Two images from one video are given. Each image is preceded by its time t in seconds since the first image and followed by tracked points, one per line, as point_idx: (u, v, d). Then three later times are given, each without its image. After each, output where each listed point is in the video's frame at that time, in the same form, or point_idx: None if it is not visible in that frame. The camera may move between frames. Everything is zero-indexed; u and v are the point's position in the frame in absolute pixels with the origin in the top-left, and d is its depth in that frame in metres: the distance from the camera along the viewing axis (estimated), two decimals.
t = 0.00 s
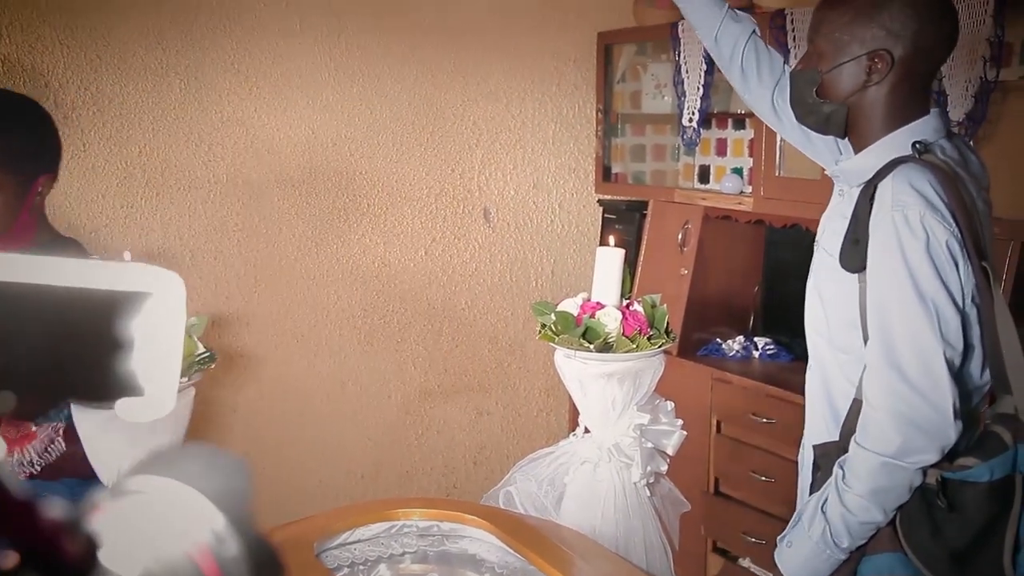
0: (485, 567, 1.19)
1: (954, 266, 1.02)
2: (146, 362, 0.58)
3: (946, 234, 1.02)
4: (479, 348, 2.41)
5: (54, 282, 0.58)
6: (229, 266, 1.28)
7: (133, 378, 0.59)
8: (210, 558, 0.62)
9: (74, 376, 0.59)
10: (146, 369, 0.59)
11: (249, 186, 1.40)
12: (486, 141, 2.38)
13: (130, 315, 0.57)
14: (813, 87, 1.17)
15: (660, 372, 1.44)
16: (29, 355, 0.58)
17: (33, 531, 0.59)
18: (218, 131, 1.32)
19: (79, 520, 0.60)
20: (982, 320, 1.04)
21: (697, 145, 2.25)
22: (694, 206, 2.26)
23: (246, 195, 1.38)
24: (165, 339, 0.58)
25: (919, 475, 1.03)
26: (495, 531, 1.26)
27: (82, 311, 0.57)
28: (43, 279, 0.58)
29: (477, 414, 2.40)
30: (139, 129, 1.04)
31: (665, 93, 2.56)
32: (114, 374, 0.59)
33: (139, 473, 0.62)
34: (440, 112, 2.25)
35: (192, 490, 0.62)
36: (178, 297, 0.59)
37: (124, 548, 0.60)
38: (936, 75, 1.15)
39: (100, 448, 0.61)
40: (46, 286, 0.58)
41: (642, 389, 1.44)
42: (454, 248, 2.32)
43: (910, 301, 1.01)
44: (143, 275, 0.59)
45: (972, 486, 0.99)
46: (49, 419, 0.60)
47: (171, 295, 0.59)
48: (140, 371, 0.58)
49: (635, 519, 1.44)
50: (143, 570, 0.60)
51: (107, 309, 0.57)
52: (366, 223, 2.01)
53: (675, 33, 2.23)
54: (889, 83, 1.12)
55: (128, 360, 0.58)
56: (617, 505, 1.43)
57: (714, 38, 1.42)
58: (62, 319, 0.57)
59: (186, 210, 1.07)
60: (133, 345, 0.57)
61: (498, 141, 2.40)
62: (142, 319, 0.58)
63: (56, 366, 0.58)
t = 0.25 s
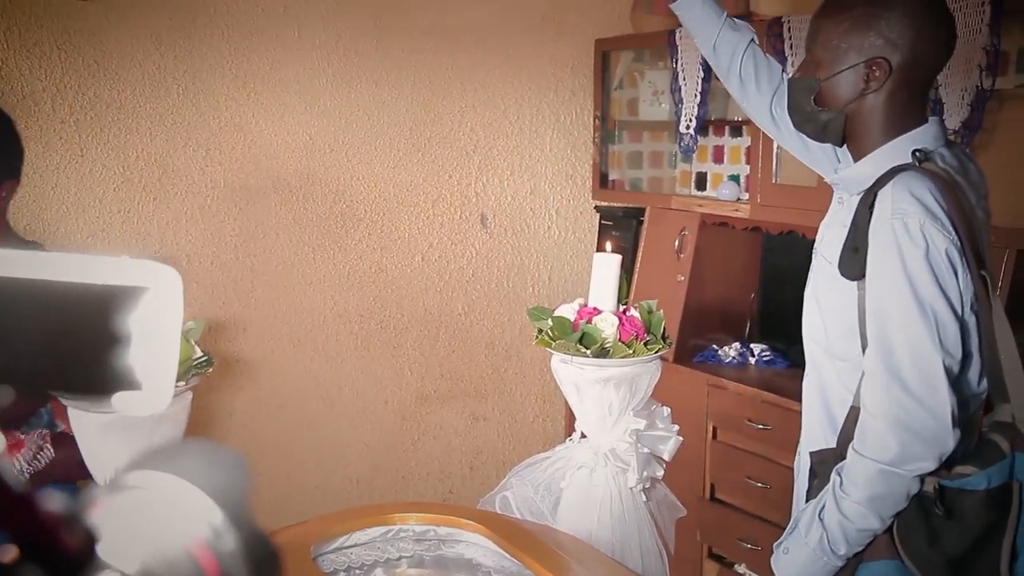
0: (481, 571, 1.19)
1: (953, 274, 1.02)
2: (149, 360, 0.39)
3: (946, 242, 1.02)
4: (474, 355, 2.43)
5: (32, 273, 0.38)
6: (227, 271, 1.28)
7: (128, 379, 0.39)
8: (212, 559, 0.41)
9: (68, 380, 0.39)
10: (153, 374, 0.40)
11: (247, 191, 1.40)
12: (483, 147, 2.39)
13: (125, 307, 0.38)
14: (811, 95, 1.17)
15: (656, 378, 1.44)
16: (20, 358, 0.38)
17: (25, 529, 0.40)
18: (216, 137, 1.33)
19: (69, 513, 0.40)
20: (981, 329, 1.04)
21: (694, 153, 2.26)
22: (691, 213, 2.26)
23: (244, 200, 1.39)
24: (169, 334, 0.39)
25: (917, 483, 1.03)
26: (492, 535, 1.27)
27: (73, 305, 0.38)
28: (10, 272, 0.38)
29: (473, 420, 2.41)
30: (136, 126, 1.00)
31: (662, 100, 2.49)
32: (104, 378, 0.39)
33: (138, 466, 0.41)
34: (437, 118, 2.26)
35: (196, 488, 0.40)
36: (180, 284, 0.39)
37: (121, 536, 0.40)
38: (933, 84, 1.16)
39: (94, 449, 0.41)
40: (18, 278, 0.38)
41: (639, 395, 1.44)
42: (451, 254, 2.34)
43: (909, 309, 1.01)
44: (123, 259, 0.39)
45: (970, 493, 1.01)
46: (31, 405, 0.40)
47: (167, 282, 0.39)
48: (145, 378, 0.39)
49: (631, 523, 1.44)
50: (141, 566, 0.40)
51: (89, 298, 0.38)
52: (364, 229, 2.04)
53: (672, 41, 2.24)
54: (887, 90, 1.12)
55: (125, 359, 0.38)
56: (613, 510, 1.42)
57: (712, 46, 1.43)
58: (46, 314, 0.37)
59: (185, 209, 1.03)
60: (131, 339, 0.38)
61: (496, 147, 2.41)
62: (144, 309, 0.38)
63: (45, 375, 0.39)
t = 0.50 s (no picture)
0: (478, 570, 1.20)
1: (952, 277, 1.02)
2: (149, 353, 0.44)
3: (946, 244, 1.02)
4: (471, 355, 2.37)
5: (37, 266, 0.42)
6: (226, 271, 1.27)
7: (130, 368, 0.44)
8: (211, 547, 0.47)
9: (70, 371, 0.43)
10: (151, 363, 0.44)
11: (246, 191, 1.39)
12: (482, 147, 2.40)
13: (129, 298, 0.42)
14: (814, 98, 1.17)
15: (654, 379, 1.45)
16: (20, 357, 0.42)
17: (31, 520, 0.43)
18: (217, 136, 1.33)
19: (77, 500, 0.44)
20: (980, 331, 1.03)
21: (692, 155, 2.26)
22: (689, 215, 2.27)
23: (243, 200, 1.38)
24: (169, 327, 0.44)
25: (915, 485, 1.03)
26: (489, 535, 1.27)
27: (76, 297, 0.42)
28: (16, 267, 0.42)
29: (470, 421, 2.36)
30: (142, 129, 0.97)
31: (659, 103, 2.79)
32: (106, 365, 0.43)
33: (138, 459, 0.46)
34: (437, 120, 2.22)
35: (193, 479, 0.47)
36: (181, 275, 0.44)
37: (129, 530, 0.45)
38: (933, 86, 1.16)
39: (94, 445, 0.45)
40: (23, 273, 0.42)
41: (636, 396, 1.44)
42: (449, 255, 2.27)
43: (909, 312, 1.01)
44: (122, 255, 0.43)
45: (968, 497, 1.01)
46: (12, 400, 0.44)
47: (166, 273, 0.44)
48: (146, 366, 0.44)
49: (629, 524, 1.44)
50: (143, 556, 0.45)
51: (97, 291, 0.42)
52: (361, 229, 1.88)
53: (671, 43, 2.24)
54: (889, 93, 1.13)
55: (129, 349, 0.43)
56: (610, 511, 1.42)
57: (714, 49, 1.43)
58: (55, 305, 0.42)
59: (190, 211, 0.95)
60: (135, 329, 0.43)
61: (494, 149, 2.44)
62: (147, 301, 0.43)
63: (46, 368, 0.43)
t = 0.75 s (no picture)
0: (477, 571, 1.20)
1: (951, 278, 1.03)
2: (150, 349, 0.44)
3: (944, 246, 1.02)
4: (470, 358, 2.44)
5: (38, 265, 0.43)
6: (224, 273, 1.28)
7: (132, 363, 0.44)
8: (215, 540, 0.44)
9: (69, 370, 0.44)
10: (154, 361, 0.45)
11: (243, 194, 1.40)
12: (480, 151, 2.41)
13: (131, 297, 0.43)
14: (814, 102, 1.18)
15: (651, 380, 1.45)
16: (22, 349, 0.43)
17: (39, 514, 0.41)
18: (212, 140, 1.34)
19: (79, 494, 0.42)
20: (979, 332, 1.03)
21: (688, 157, 2.27)
22: (685, 217, 2.28)
23: (240, 204, 1.39)
24: (170, 328, 0.44)
25: (914, 485, 1.03)
26: (487, 537, 1.27)
27: (80, 297, 0.43)
28: (19, 265, 0.43)
29: (467, 423, 2.37)
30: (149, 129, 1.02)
31: (656, 105, 2.69)
32: (107, 361, 0.44)
33: (140, 454, 0.44)
34: (434, 122, 2.26)
35: (198, 471, 0.44)
36: (180, 275, 0.44)
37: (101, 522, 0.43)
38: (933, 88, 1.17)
39: (92, 449, 0.44)
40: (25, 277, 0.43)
41: (633, 397, 1.45)
42: (448, 258, 2.33)
43: (908, 313, 1.01)
44: (122, 252, 0.44)
45: (967, 497, 1.01)
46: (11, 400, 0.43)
47: (170, 274, 0.44)
48: (148, 362, 0.44)
49: (628, 525, 1.45)
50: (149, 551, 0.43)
51: (102, 288, 0.43)
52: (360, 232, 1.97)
53: (668, 46, 2.25)
54: (889, 95, 1.13)
55: (131, 347, 0.43)
56: (608, 512, 1.44)
57: (714, 50, 1.44)
58: (57, 303, 0.42)
59: (187, 212, 0.93)
60: (137, 329, 0.43)
61: (492, 151, 2.45)
62: (145, 301, 0.43)
63: (52, 365, 0.43)
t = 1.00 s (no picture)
0: (473, 570, 1.20)
1: (948, 278, 1.03)
2: (149, 342, 0.37)
3: (940, 246, 1.03)
4: (467, 359, 2.45)
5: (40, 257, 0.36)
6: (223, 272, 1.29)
7: (129, 358, 0.37)
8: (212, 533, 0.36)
9: (67, 364, 0.36)
10: (149, 349, 0.37)
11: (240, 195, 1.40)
12: (476, 152, 2.42)
13: (129, 288, 0.36)
14: (810, 101, 1.18)
15: (646, 379, 1.45)
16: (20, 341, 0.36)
17: (38, 504, 0.34)
18: (207, 140, 1.35)
19: (78, 483, 0.35)
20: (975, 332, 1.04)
21: (684, 158, 2.28)
22: (682, 218, 2.28)
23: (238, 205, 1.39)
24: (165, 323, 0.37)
25: (910, 485, 1.03)
26: (482, 535, 1.28)
27: (77, 290, 0.36)
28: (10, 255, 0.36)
29: (465, 425, 2.40)
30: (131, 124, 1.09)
31: (653, 107, 2.70)
32: (103, 354, 0.36)
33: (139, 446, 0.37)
34: (430, 123, 2.30)
35: (195, 463, 0.36)
36: (179, 268, 0.37)
37: None
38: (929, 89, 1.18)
39: (88, 449, 0.38)
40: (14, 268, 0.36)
41: (629, 396, 1.45)
42: (445, 259, 2.36)
43: (905, 312, 1.01)
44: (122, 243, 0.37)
45: (962, 496, 1.01)
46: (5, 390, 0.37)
47: (164, 264, 0.37)
48: (146, 355, 0.37)
49: (623, 524, 1.46)
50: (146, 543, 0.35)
51: (95, 280, 0.36)
52: (355, 234, 1.97)
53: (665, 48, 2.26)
54: (885, 96, 1.14)
55: (128, 338, 0.36)
56: (603, 511, 1.44)
57: (712, 52, 1.44)
58: (55, 295, 0.35)
59: (183, 213, 0.96)
60: (135, 320, 0.36)
61: (488, 153, 2.45)
62: (145, 292, 0.36)
63: (41, 362, 0.36)
